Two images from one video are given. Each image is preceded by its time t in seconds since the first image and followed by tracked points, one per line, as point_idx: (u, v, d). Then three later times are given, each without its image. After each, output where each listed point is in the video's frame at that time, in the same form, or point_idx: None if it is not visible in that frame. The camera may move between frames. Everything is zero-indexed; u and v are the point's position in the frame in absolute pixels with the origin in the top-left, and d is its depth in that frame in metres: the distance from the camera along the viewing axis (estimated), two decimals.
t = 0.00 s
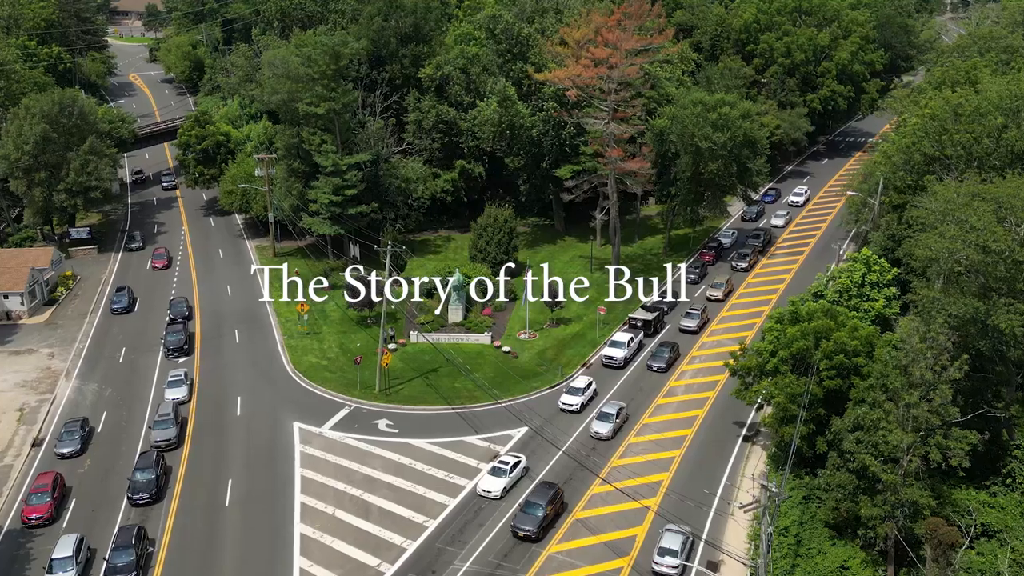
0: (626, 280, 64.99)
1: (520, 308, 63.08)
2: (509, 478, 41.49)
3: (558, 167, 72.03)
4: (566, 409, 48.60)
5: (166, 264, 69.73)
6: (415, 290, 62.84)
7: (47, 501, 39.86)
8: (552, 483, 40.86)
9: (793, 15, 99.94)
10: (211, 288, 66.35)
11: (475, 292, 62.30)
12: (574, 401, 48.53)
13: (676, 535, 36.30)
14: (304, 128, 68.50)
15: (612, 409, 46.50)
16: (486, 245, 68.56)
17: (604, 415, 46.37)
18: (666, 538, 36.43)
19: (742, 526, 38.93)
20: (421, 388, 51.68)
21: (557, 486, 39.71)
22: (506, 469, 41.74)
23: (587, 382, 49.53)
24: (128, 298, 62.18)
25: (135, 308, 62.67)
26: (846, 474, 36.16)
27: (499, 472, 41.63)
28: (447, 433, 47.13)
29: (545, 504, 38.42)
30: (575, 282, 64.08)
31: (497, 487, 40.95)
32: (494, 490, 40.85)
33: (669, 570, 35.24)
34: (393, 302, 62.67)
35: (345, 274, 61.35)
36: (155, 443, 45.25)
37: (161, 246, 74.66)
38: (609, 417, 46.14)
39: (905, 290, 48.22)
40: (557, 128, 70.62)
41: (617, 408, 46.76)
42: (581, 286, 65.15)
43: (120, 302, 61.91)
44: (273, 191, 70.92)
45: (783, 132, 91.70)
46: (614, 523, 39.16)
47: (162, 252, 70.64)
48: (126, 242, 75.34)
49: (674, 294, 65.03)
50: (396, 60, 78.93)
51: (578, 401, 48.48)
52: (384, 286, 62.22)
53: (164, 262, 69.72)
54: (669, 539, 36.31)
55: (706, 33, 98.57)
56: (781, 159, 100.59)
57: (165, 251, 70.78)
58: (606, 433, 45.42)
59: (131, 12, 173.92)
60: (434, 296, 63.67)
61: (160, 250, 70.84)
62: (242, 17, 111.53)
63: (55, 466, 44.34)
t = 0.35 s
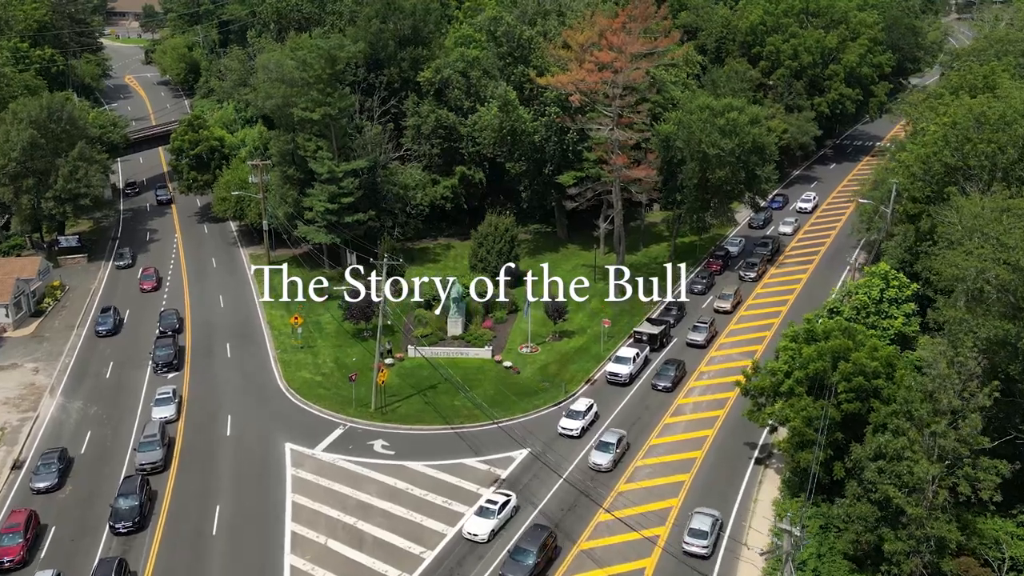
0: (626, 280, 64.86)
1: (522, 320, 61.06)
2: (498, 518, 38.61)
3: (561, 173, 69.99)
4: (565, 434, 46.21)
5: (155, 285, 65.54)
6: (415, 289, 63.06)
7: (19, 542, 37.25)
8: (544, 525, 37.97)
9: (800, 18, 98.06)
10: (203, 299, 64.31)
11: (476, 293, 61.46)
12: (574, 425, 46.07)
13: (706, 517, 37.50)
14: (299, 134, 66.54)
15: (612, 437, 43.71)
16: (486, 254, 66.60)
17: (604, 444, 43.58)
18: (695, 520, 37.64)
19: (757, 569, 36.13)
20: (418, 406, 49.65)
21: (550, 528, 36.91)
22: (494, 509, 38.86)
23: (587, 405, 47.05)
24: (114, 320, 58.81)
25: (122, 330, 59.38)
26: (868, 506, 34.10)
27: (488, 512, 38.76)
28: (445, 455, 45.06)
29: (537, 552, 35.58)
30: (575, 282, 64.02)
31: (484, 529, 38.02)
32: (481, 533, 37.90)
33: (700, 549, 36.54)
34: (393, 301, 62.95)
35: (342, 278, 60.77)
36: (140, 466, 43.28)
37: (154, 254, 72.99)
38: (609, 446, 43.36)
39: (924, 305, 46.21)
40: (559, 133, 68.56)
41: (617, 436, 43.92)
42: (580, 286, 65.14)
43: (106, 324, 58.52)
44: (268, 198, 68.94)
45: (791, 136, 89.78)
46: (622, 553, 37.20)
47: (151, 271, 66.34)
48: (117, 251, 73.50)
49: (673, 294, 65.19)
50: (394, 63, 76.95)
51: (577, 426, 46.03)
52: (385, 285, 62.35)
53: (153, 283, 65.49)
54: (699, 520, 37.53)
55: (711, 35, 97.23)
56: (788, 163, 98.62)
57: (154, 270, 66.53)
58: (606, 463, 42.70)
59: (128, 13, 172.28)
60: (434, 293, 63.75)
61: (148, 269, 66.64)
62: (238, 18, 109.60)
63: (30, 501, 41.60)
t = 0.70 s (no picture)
0: (625, 280, 64.57)
1: (524, 333, 59.02)
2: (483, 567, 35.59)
3: (564, 180, 67.91)
4: (564, 463, 43.68)
5: (142, 309, 61.49)
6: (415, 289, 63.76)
7: None
8: None
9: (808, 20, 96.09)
10: (195, 311, 62.33)
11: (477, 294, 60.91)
12: (573, 453, 43.57)
13: (735, 501, 38.49)
14: (294, 140, 64.61)
15: (611, 471, 41.09)
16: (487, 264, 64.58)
17: (603, 478, 40.90)
18: (724, 504, 38.60)
19: None
20: (416, 426, 47.60)
21: None
22: (479, 557, 35.77)
23: (587, 431, 44.64)
24: (98, 343, 55.43)
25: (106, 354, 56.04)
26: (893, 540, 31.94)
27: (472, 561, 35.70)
28: (444, 480, 42.99)
29: None
30: (575, 283, 63.87)
31: None
32: None
33: (729, 532, 37.55)
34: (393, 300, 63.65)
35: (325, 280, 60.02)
36: (124, 492, 41.27)
37: (145, 263, 71.15)
38: (609, 482, 40.64)
39: (945, 321, 44.23)
40: (562, 139, 66.46)
41: (617, 469, 41.31)
42: (581, 286, 65.01)
43: (89, 348, 55.10)
44: (262, 206, 66.96)
45: (799, 141, 87.79)
46: None
47: (139, 294, 62.27)
48: (108, 260, 71.62)
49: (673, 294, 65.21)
50: (393, 67, 74.96)
51: (577, 454, 43.53)
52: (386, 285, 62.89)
53: (139, 307, 61.42)
54: (729, 504, 38.51)
55: (718, 37, 96.18)
56: (796, 168, 96.57)
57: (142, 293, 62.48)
58: (605, 501, 39.90)
59: (126, 14, 170.54)
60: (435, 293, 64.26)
61: (135, 292, 62.61)
62: (235, 20, 107.69)
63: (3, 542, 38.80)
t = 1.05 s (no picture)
0: (625, 280, 64.29)
1: (525, 347, 57.03)
2: None
3: (567, 187, 65.91)
4: (562, 497, 41.11)
5: (129, 335, 57.42)
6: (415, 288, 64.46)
7: None
8: None
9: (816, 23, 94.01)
10: (186, 323, 60.39)
11: (478, 291, 60.83)
12: (570, 487, 40.94)
13: (764, 486, 39.56)
14: (289, 147, 62.70)
15: (611, 512, 38.28)
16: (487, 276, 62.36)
17: (602, 519, 38.04)
18: (753, 488, 39.66)
19: None
20: (413, 447, 45.62)
21: None
22: None
23: (585, 463, 42.04)
24: (80, 369, 52.19)
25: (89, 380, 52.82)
26: None
27: None
28: (442, 506, 40.99)
29: None
30: (575, 283, 63.73)
31: None
32: None
33: (759, 516, 38.69)
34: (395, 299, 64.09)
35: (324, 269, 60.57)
36: (105, 519, 39.21)
37: (137, 272, 69.27)
38: (608, 523, 37.81)
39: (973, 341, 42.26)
40: (565, 145, 64.49)
41: (617, 510, 38.51)
42: (581, 286, 64.81)
43: (70, 374, 51.87)
44: (257, 214, 65.04)
45: (808, 146, 85.81)
46: None
47: (125, 319, 58.42)
48: (98, 269, 69.81)
49: (674, 294, 65.01)
50: (392, 70, 73.01)
51: (574, 488, 40.90)
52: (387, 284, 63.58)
53: (125, 333, 57.38)
54: (758, 490, 39.53)
55: (723, 39, 93.89)
56: (804, 173, 94.60)
57: (128, 318, 58.60)
58: (604, 544, 37.03)
59: (124, 15, 168.73)
60: (435, 294, 64.64)
61: (121, 317, 58.73)
62: (231, 21, 105.87)
63: None
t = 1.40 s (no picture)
0: (625, 280, 64.03)
1: (528, 361, 55.15)
2: None
3: (570, 195, 64.00)
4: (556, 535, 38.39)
5: (113, 362, 53.63)
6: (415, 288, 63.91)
7: None
8: None
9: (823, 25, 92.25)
10: (177, 335, 58.49)
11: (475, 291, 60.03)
12: (566, 525, 38.29)
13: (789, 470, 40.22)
14: (284, 154, 60.89)
15: (608, 558, 35.56)
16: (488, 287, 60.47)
17: (597, 565, 35.39)
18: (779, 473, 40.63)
19: None
20: (410, 470, 43.71)
21: None
22: None
23: (582, 498, 39.48)
24: (60, 397, 49.03)
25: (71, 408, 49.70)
26: None
27: None
28: (440, 535, 39.06)
29: None
30: (574, 282, 63.44)
31: None
32: None
33: (785, 500, 39.70)
34: (394, 300, 63.30)
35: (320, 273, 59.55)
36: (86, 549, 37.29)
37: (128, 281, 67.43)
38: (604, 570, 35.15)
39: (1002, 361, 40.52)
40: (568, 151, 62.67)
41: (615, 556, 35.76)
42: (581, 286, 64.55)
43: (50, 403, 48.74)
44: (251, 223, 63.20)
45: (816, 150, 83.95)
46: None
47: (109, 346, 54.61)
48: (89, 278, 67.98)
49: (674, 293, 64.75)
50: (390, 75, 71.10)
51: (570, 526, 38.24)
52: (385, 285, 62.82)
53: (108, 361, 53.58)
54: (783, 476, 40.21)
55: (729, 42, 92.00)
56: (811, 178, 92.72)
57: (112, 344, 54.83)
58: None
59: (122, 16, 166.91)
60: (435, 294, 64.34)
61: (105, 344, 54.97)
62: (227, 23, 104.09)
63: None
